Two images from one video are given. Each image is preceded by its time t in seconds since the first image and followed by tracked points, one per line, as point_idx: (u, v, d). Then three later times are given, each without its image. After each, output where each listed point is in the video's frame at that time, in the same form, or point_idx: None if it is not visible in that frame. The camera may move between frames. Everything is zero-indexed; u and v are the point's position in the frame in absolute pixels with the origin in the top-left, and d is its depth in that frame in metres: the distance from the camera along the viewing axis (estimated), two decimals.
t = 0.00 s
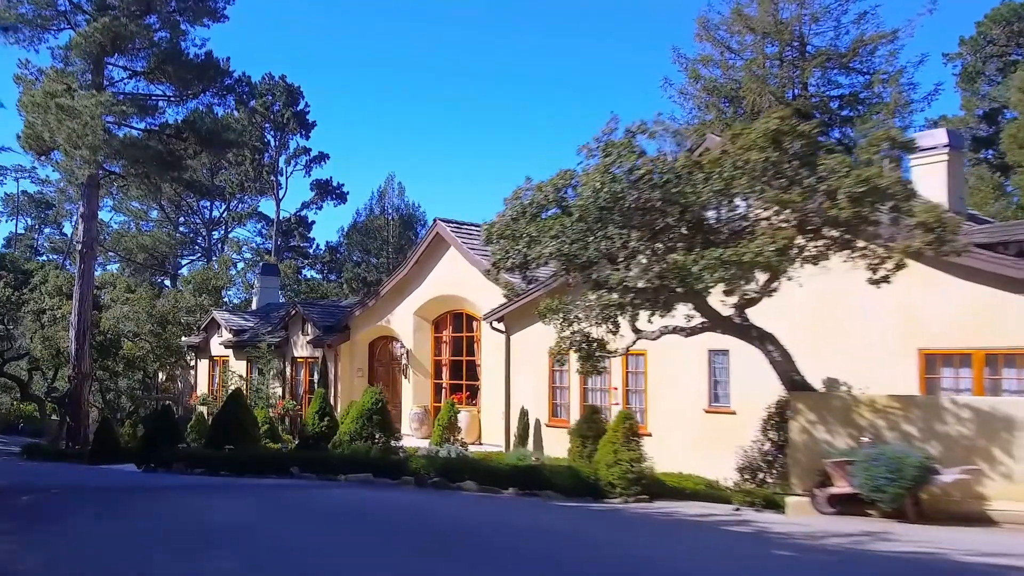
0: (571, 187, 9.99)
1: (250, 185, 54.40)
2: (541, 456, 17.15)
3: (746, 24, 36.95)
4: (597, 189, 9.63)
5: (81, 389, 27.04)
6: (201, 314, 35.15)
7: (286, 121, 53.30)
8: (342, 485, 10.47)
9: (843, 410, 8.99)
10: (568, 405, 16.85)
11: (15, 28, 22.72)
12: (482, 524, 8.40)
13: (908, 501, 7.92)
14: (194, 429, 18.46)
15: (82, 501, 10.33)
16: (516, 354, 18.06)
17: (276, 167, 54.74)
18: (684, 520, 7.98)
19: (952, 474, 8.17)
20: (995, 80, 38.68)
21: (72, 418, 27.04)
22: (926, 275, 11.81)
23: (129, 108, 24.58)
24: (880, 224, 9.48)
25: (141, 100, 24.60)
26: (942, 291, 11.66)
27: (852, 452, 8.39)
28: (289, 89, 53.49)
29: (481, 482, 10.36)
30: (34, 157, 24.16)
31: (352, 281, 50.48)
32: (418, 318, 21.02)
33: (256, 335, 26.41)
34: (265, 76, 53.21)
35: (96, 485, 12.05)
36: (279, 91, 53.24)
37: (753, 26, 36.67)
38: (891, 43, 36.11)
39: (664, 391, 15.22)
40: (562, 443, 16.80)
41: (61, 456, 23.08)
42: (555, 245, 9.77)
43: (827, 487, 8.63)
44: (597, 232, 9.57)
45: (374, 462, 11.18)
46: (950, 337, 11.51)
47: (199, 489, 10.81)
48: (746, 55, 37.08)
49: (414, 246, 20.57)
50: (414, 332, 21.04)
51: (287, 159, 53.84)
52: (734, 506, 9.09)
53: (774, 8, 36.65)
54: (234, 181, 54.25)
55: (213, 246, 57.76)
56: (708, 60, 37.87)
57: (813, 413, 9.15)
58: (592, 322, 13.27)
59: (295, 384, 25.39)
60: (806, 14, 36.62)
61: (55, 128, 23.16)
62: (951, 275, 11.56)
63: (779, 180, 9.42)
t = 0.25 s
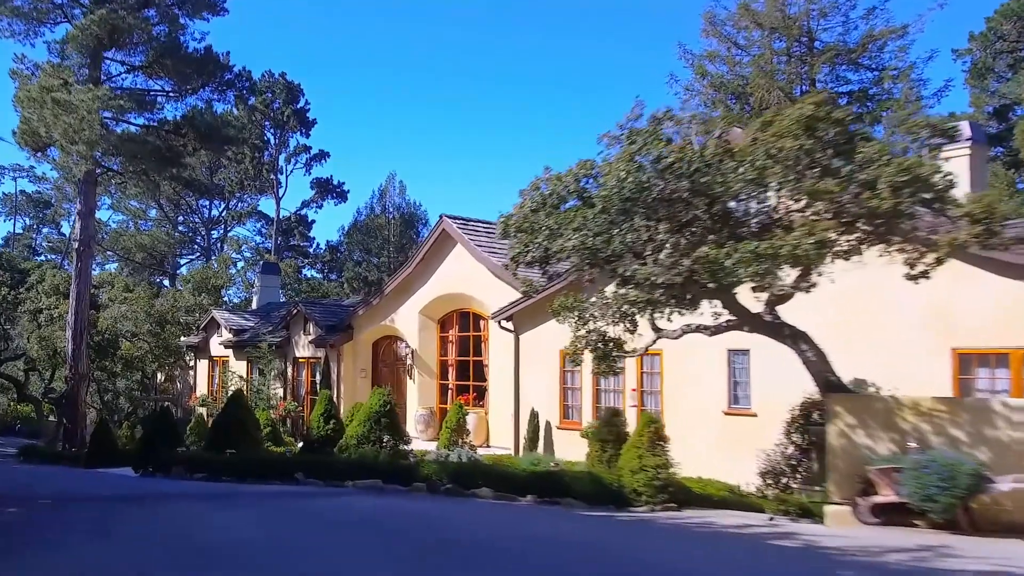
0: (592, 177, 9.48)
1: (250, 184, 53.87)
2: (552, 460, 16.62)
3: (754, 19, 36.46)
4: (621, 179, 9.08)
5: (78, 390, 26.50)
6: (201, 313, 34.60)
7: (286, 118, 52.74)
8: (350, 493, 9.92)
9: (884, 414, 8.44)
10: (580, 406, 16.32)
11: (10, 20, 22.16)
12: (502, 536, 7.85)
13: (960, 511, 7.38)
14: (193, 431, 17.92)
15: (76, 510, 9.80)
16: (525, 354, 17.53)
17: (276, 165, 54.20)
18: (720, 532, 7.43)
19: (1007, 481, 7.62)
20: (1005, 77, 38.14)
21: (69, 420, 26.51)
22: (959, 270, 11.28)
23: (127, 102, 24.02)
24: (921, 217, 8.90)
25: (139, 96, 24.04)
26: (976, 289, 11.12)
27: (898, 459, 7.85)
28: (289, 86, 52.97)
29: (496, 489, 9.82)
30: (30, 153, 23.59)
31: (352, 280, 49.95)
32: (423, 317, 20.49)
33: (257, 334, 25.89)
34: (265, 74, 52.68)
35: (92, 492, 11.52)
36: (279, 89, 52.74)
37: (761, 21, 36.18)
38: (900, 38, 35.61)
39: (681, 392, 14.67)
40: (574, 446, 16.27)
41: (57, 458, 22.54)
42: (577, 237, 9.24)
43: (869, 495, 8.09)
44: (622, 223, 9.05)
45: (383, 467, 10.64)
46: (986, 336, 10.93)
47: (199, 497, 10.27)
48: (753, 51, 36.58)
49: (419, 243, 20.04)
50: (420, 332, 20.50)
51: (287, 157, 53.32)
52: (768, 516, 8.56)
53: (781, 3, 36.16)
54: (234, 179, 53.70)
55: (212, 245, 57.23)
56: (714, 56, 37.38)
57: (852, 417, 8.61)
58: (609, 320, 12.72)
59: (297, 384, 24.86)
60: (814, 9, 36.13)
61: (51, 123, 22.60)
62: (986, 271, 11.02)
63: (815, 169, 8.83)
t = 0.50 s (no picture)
0: (615, 165, 8.96)
1: (249, 182, 53.30)
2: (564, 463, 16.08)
3: (762, 14, 35.96)
4: (648, 167, 8.55)
5: (75, 391, 25.98)
6: (200, 313, 34.00)
7: (286, 116, 52.19)
8: (358, 501, 9.39)
9: (931, 416, 7.90)
10: (592, 408, 15.79)
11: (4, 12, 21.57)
12: (523, 549, 7.30)
13: (1019, 522, 6.84)
14: (193, 432, 17.38)
15: (70, 518, 9.27)
16: (535, 353, 16.99)
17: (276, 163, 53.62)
18: (761, 544, 6.89)
19: None
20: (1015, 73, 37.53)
21: (65, 421, 25.99)
22: (993, 264, 10.75)
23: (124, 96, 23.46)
24: (967, 208, 8.34)
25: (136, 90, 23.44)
26: (1012, 282, 10.60)
27: (950, 466, 7.31)
28: (289, 83, 52.47)
29: (512, 496, 9.27)
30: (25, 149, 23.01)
31: (353, 279, 49.42)
32: (428, 316, 19.95)
33: (258, 334, 25.36)
34: (264, 71, 52.10)
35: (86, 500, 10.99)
36: (279, 86, 52.14)
37: (769, 16, 35.66)
38: (911, 33, 35.07)
39: (699, 393, 14.13)
40: (586, 448, 15.74)
41: (53, 461, 22.00)
42: (601, 229, 8.72)
43: (916, 504, 7.55)
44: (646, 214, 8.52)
45: (392, 472, 10.10)
46: None
47: (198, 505, 9.73)
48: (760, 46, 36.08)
49: (425, 240, 19.52)
50: (425, 331, 19.96)
51: (287, 155, 52.78)
52: (805, 526, 8.02)
53: None
54: (233, 177, 53.13)
55: (211, 244, 56.70)
56: (721, 51, 36.85)
57: (896, 420, 8.06)
58: (626, 318, 12.19)
59: (298, 384, 24.32)
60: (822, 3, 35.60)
61: (47, 118, 22.02)
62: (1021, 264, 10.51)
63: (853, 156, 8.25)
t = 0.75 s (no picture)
0: (640, 152, 8.46)
1: (248, 180, 52.75)
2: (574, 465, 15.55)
3: (769, 9, 35.48)
4: (677, 153, 8.02)
5: (71, 391, 25.43)
6: (198, 312, 33.43)
7: (285, 113, 51.66)
8: (366, 509, 8.86)
9: (982, 418, 7.37)
10: (604, 409, 15.27)
11: None
12: (548, 561, 6.77)
13: None
14: (191, 434, 16.83)
15: (63, 527, 8.75)
16: (544, 352, 16.48)
17: (275, 161, 53.09)
18: (806, 558, 6.36)
19: None
20: None
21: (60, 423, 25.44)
22: None
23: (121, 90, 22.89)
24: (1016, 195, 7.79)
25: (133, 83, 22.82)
26: None
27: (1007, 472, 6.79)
28: (288, 80, 51.99)
29: (530, 503, 8.75)
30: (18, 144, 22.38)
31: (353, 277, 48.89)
32: (433, 314, 19.43)
33: (257, 333, 24.83)
34: (264, 68, 51.58)
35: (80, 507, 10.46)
36: (278, 83, 51.68)
37: (776, 11, 35.18)
38: (920, 29, 34.58)
39: (717, 393, 13.62)
40: (598, 450, 15.22)
41: (47, 464, 21.45)
42: (627, 219, 8.20)
43: (968, 512, 7.03)
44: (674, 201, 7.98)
45: (402, 477, 9.58)
46: None
47: (196, 513, 9.19)
48: (767, 42, 35.60)
49: (430, 237, 19.00)
50: (429, 329, 19.44)
51: (286, 153, 52.25)
52: (846, 536, 7.50)
53: None
54: (232, 176, 52.59)
55: (210, 243, 56.16)
56: (727, 47, 36.37)
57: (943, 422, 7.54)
58: (645, 315, 11.66)
59: (299, 385, 23.79)
60: None
61: (41, 111, 21.33)
62: None
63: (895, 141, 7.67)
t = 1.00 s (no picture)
0: (666, 135, 7.93)
1: (247, 178, 52.23)
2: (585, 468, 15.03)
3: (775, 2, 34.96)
4: (710, 136, 7.48)
5: (66, 392, 24.88)
6: (196, 311, 32.88)
7: (285, 110, 51.12)
8: (373, 517, 8.34)
9: None
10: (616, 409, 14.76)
11: None
12: None
13: None
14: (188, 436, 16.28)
15: (53, 536, 8.25)
16: (554, 351, 15.96)
17: (275, 159, 52.56)
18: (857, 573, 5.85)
19: None
20: None
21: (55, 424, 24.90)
22: None
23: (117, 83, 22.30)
24: None
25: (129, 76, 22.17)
26: None
27: None
28: (288, 77, 51.46)
29: (548, 510, 8.23)
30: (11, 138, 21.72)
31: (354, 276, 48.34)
32: (437, 312, 18.92)
33: (256, 332, 24.31)
34: (263, 65, 51.05)
35: (71, 515, 9.95)
36: (277, 80, 51.19)
37: (782, 4, 34.66)
38: (929, 22, 34.06)
39: (736, 393, 13.09)
40: (610, 452, 14.71)
41: (41, 467, 20.91)
42: (656, 207, 7.67)
43: None
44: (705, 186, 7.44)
45: (412, 482, 9.08)
46: None
47: (193, 521, 8.67)
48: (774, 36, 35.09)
49: (434, 233, 18.48)
50: (434, 328, 18.92)
51: (285, 151, 51.71)
52: (891, 548, 7.01)
53: None
54: (230, 173, 52.03)
55: (209, 241, 55.61)
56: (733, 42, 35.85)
57: (994, 424, 7.03)
58: (663, 312, 11.14)
59: (299, 385, 23.27)
60: None
61: (35, 105, 20.59)
62: None
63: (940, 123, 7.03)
